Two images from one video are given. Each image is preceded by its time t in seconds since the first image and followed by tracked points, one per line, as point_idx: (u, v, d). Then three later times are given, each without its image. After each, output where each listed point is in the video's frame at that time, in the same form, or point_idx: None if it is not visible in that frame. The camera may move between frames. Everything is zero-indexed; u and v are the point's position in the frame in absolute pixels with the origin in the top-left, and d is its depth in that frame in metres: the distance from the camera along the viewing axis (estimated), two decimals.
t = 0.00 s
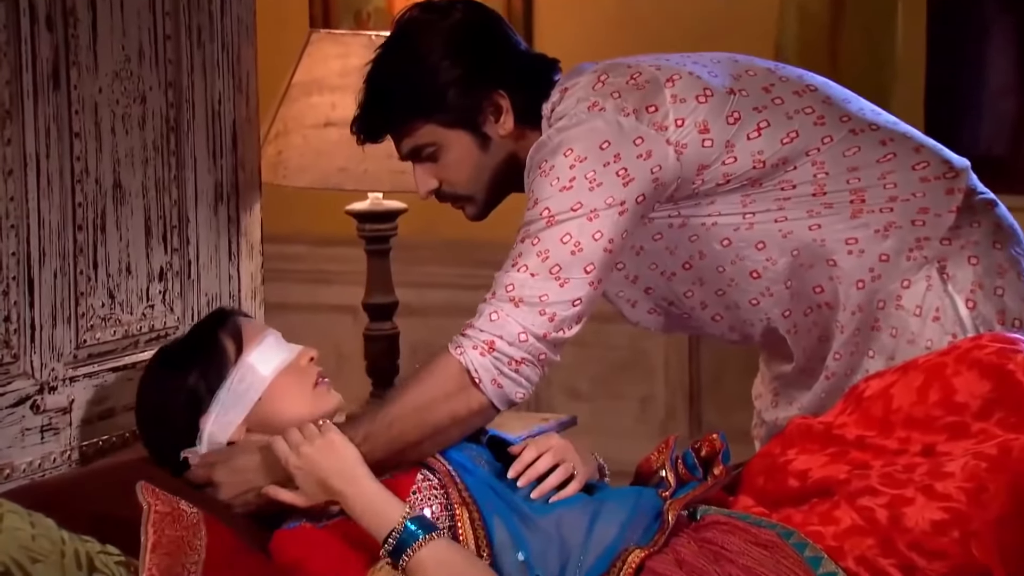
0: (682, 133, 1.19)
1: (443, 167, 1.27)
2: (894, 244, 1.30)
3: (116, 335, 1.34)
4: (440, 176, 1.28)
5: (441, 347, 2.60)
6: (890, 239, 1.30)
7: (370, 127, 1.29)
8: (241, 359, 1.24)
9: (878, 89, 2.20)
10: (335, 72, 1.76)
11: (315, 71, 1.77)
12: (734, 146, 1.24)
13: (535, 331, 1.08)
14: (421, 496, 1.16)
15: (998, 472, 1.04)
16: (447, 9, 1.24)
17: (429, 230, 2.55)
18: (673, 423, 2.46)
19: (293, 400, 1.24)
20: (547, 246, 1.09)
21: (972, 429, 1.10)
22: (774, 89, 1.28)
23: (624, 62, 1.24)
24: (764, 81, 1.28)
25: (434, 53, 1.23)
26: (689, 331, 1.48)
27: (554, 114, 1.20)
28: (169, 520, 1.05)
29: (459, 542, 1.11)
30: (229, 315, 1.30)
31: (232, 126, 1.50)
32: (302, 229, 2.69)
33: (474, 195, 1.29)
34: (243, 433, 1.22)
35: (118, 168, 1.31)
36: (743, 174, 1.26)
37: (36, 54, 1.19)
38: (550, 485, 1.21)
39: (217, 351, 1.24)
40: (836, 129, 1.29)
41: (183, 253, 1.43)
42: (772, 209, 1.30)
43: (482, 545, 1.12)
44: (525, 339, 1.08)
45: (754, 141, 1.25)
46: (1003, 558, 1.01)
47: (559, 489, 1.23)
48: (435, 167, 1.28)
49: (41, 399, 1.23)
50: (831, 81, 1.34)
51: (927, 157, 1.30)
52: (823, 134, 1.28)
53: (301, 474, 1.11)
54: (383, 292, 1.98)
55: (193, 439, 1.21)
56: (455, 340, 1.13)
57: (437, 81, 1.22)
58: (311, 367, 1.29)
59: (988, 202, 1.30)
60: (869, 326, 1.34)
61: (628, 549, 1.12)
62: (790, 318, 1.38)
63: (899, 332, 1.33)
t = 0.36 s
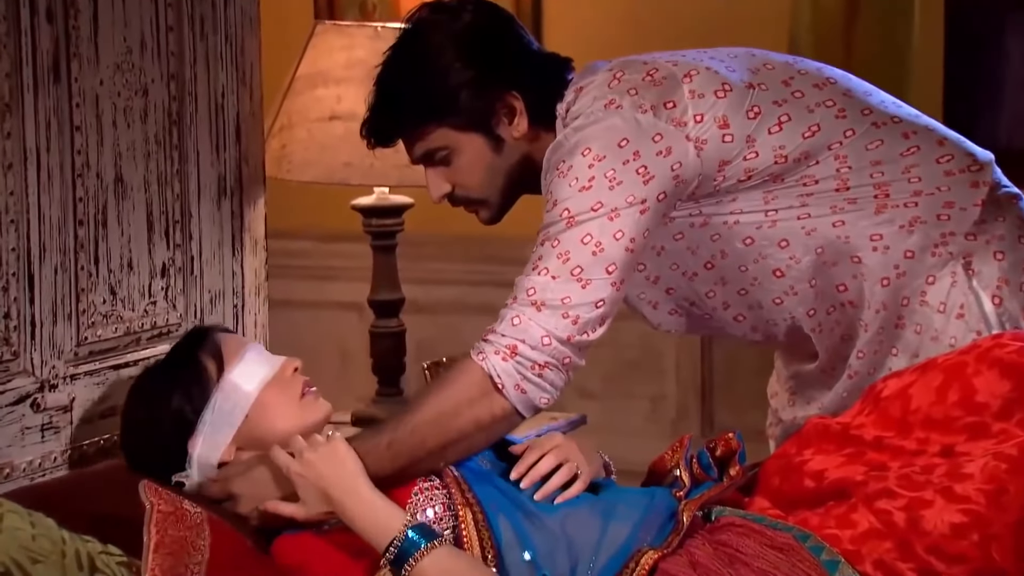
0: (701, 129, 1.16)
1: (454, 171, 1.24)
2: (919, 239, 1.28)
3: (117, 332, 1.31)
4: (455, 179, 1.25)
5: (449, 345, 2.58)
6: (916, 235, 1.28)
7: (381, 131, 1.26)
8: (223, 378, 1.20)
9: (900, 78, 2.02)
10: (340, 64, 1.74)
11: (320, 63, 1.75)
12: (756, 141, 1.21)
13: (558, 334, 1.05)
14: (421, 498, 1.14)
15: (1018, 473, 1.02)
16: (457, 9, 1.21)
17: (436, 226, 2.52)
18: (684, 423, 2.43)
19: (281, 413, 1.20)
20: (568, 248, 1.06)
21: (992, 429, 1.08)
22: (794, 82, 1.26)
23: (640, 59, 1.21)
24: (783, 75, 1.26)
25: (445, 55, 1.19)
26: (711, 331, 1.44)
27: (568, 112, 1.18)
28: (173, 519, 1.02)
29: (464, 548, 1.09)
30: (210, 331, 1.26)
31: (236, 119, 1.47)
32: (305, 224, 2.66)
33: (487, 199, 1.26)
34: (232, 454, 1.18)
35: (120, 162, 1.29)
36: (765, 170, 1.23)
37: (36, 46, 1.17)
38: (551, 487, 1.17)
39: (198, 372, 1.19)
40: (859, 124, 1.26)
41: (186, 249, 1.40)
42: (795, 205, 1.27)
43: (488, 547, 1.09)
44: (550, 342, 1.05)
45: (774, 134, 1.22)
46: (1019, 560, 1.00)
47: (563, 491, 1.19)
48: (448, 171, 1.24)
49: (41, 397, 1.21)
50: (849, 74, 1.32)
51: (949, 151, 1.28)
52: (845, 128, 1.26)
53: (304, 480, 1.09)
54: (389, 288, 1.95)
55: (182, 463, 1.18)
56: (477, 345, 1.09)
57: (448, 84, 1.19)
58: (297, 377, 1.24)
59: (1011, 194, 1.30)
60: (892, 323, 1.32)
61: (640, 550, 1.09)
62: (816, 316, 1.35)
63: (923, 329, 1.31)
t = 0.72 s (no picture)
0: (711, 124, 1.13)
1: (460, 173, 1.22)
2: (935, 233, 1.26)
3: (121, 327, 1.30)
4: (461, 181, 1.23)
5: (457, 341, 2.56)
6: (931, 228, 1.26)
7: (386, 131, 1.23)
8: (216, 390, 1.18)
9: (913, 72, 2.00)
10: (346, 55, 1.72)
11: (327, 54, 1.73)
12: (767, 135, 1.19)
13: (569, 333, 1.03)
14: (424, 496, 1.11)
15: None
16: (459, 9, 1.20)
17: (443, 221, 2.51)
18: (695, 420, 2.40)
19: (277, 424, 1.19)
20: (576, 247, 1.04)
21: (1009, 429, 1.05)
22: (804, 75, 1.23)
23: (647, 54, 1.18)
24: (793, 68, 1.23)
25: (449, 58, 1.18)
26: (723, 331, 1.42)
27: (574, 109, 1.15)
28: (177, 517, 1.01)
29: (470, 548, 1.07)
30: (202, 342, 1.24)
31: (241, 111, 1.45)
32: (310, 218, 2.65)
33: (494, 201, 1.24)
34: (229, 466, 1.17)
35: (124, 155, 1.28)
36: (776, 164, 1.21)
37: (38, 37, 1.16)
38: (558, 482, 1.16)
39: (191, 384, 1.18)
40: (873, 114, 1.24)
41: (191, 243, 1.38)
42: (808, 201, 1.25)
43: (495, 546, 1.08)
44: (560, 341, 1.03)
45: (785, 127, 1.20)
46: None
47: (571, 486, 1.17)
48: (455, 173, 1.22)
49: (44, 393, 1.20)
50: (860, 66, 1.29)
51: (965, 143, 1.26)
52: (857, 121, 1.23)
53: (309, 479, 1.07)
54: (396, 283, 1.93)
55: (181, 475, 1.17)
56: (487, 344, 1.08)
57: (452, 86, 1.17)
58: (293, 385, 1.22)
59: None
60: (909, 319, 1.30)
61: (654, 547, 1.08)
62: (831, 314, 1.32)
63: (940, 324, 1.29)
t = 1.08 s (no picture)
0: (706, 119, 1.13)
1: (455, 179, 1.21)
2: (934, 227, 1.25)
3: (127, 324, 1.29)
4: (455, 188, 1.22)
5: (465, 338, 2.55)
6: (930, 223, 1.25)
7: (376, 137, 1.22)
8: (219, 395, 1.16)
9: (925, 72, 1.98)
10: (354, 50, 1.71)
11: (334, 49, 1.72)
12: (763, 130, 1.18)
13: (562, 329, 1.02)
14: (429, 493, 1.10)
15: None
16: (448, 12, 1.18)
17: (450, 218, 2.50)
18: (705, 418, 2.39)
19: (280, 426, 1.18)
20: (570, 242, 1.03)
21: None
22: (799, 70, 1.22)
23: (640, 51, 1.18)
24: (788, 63, 1.23)
25: (439, 62, 1.16)
26: (724, 330, 1.41)
27: (568, 106, 1.15)
28: (185, 514, 1.00)
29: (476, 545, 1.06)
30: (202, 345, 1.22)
31: (249, 106, 1.44)
32: (316, 214, 2.64)
33: (488, 206, 1.23)
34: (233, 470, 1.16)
35: (130, 150, 1.27)
36: (773, 160, 1.20)
37: (45, 32, 1.15)
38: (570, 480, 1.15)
39: (193, 391, 1.16)
40: (869, 110, 1.23)
41: (197, 239, 1.37)
42: (806, 197, 1.24)
43: (501, 542, 1.06)
44: (552, 336, 1.02)
45: (780, 122, 1.19)
46: None
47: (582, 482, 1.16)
48: (448, 181, 1.21)
49: (50, 390, 1.20)
50: (855, 62, 1.29)
51: (962, 135, 1.25)
52: (853, 115, 1.23)
53: (311, 476, 1.06)
54: (404, 280, 1.93)
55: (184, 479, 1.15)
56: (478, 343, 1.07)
57: (443, 90, 1.16)
58: (295, 388, 1.22)
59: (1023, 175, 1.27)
60: (909, 314, 1.29)
61: (664, 546, 1.07)
62: (830, 311, 1.31)
63: (942, 319, 1.28)
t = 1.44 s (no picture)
0: (704, 116, 1.12)
1: (451, 185, 1.20)
2: (934, 222, 1.24)
3: (135, 320, 1.29)
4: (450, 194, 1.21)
5: (474, 335, 2.55)
6: (930, 219, 1.24)
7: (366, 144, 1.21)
8: (228, 395, 1.16)
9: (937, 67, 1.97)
10: (363, 46, 1.70)
11: (342, 44, 1.71)
12: (760, 128, 1.17)
13: (566, 330, 1.01)
14: (436, 490, 1.09)
15: None
16: (441, 18, 1.17)
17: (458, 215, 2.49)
18: (716, 415, 2.38)
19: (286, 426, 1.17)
20: (572, 241, 1.02)
21: None
22: (795, 67, 1.22)
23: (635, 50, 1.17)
24: (784, 60, 1.22)
25: (432, 67, 1.15)
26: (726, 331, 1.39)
27: (564, 105, 1.13)
28: (193, 511, 0.99)
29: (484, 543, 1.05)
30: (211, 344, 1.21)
31: (257, 102, 1.44)
32: (325, 210, 2.63)
33: (485, 211, 1.22)
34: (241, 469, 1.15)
35: (138, 146, 1.26)
36: (773, 158, 1.19)
37: (52, 27, 1.14)
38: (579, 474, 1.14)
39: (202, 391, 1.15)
40: (867, 106, 1.22)
41: (205, 235, 1.37)
42: (806, 195, 1.23)
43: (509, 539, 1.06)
44: (556, 338, 1.01)
45: (778, 119, 1.18)
46: None
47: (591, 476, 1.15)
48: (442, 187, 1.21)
49: (58, 386, 1.19)
50: (851, 58, 1.28)
51: (962, 130, 1.24)
52: (852, 112, 1.22)
53: (315, 476, 1.05)
54: (412, 277, 1.92)
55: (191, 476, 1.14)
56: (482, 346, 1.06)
57: (437, 95, 1.15)
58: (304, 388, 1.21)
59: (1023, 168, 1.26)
60: (912, 311, 1.28)
61: (677, 544, 1.06)
62: (832, 310, 1.30)
63: (944, 315, 1.26)
